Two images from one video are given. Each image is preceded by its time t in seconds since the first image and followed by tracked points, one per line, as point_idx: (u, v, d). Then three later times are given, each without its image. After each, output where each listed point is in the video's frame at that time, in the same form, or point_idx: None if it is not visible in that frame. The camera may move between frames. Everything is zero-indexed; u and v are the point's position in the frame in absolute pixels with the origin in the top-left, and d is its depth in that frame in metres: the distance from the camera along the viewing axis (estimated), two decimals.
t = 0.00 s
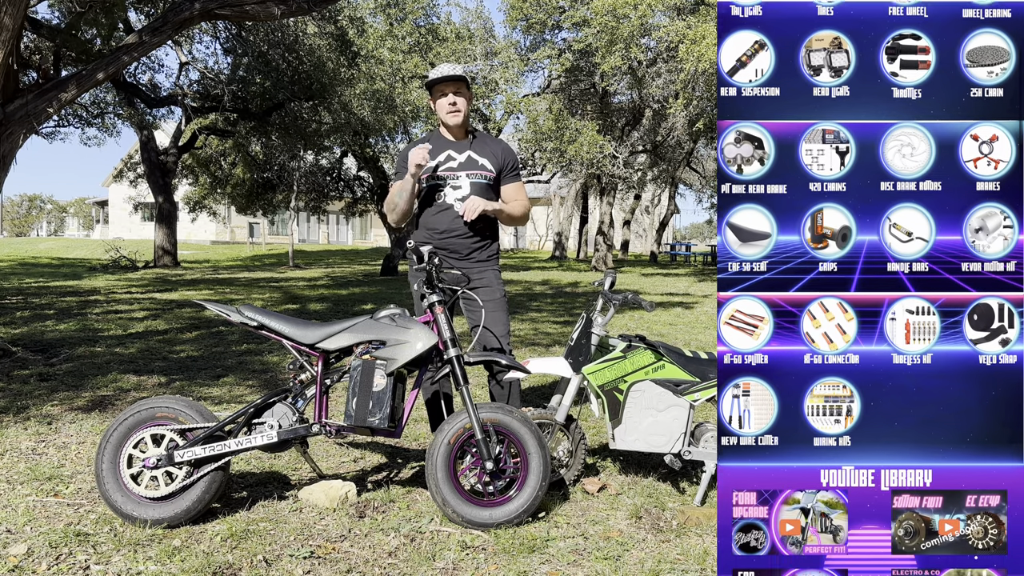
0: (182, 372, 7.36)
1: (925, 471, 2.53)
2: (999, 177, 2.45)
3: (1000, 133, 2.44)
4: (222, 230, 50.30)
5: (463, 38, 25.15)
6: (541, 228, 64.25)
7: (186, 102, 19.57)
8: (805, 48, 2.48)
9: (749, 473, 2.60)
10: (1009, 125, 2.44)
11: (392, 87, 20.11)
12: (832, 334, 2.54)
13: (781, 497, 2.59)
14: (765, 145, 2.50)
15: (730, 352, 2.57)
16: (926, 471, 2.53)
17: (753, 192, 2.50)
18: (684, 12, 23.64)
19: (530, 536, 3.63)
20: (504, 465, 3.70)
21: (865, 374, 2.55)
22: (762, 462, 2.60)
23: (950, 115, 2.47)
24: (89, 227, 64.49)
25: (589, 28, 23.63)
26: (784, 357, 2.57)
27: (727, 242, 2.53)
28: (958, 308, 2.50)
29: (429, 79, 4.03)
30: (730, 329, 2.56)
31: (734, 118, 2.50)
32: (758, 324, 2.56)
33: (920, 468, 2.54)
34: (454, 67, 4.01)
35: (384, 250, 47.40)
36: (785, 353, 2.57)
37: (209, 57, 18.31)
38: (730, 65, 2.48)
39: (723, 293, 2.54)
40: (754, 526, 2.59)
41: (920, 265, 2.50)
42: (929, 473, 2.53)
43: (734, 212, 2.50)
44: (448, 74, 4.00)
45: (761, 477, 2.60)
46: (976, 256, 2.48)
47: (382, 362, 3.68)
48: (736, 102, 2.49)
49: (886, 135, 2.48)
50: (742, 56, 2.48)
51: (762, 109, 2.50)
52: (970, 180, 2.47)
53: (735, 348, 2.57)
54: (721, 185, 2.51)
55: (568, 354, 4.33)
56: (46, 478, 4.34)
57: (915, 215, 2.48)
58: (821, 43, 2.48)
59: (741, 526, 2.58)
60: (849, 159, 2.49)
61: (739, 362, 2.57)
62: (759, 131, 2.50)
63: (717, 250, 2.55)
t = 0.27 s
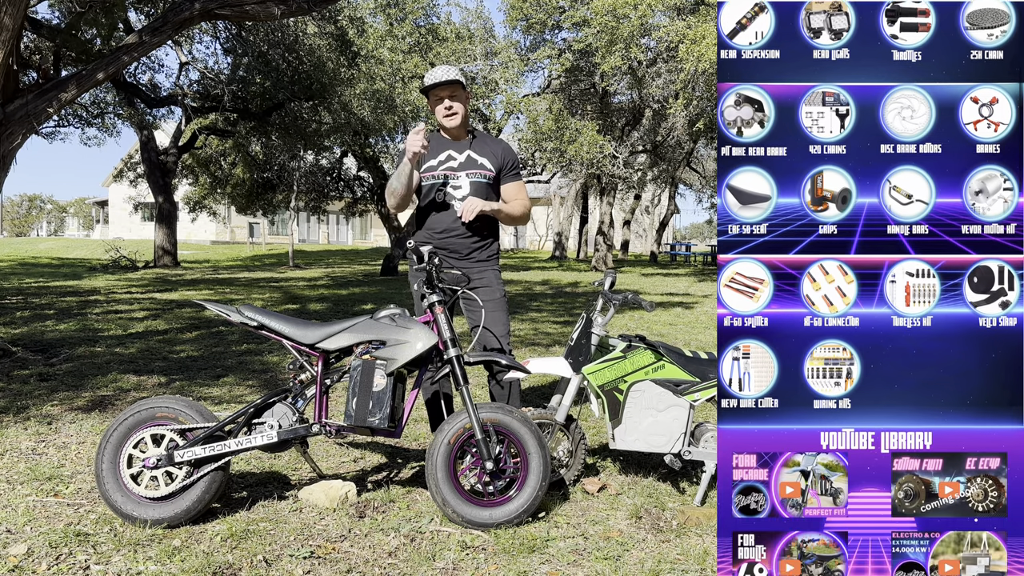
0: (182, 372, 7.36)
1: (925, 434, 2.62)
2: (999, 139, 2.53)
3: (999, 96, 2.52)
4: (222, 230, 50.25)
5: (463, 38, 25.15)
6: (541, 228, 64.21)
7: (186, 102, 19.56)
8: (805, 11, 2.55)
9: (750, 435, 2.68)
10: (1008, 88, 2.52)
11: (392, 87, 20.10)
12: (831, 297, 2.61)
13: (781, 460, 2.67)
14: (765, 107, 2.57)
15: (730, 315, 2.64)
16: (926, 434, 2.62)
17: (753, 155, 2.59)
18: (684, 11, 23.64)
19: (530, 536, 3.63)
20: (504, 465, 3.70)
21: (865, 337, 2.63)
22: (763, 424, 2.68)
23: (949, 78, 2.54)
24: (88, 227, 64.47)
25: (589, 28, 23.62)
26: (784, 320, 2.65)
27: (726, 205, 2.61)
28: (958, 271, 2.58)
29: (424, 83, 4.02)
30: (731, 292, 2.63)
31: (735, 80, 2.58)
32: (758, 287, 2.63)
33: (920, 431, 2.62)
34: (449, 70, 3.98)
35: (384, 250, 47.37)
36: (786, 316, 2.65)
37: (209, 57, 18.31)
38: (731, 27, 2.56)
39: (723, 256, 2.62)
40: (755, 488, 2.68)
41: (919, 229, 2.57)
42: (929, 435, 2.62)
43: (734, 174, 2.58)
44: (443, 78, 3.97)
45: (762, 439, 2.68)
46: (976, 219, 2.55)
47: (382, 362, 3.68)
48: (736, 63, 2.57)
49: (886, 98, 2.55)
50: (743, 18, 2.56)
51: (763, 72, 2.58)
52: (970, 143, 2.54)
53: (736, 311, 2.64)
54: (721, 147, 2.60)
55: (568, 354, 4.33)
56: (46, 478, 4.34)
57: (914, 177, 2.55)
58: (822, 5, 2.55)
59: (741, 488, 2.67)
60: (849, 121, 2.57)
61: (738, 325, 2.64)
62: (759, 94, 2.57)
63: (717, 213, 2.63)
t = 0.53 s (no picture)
0: (182, 372, 7.36)
1: (925, 402, 2.58)
2: (999, 108, 2.49)
3: (999, 64, 2.49)
4: (222, 230, 50.24)
5: (463, 39, 25.17)
6: (541, 228, 64.22)
7: (186, 102, 19.57)
8: None
9: (750, 404, 2.63)
10: (1008, 57, 2.49)
11: (392, 86, 20.08)
12: (831, 266, 2.56)
13: (781, 429, 2.63)
14: (765, 76, 2.54)
15: (730, 284, 2.59)
16: (926, 403, 2.58)
17: (753, 124, 2.55)
18: (684, 11, 23.63)
19: (530, 536, 3.63)
20: (504, 466, 3.70)
21: (865, 306, 2.57)
22: (763, 393, 2.63)
23: (950, 47, 2.51)
24: (88, 227, 64.50)
25: (589, 28, 23.61)
26: (784, 289, 2.59)
27: (726, 172, 2.56)
28: (958, 240, 2.53)
29: (426, 80, 4.03)
30: (731, 261, 2.58)
31: (734, 49, 2.54)
32: (758, 256, 2.59)
33: (920, 399, 2.58)
34: (450, 67, 4.01)
35: (384, 250, 47.41)
36: (786, 285, 2.59)
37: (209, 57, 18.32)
38: None
39: (724, 224, 2.57)
40: (755, 457, 2.64)
41: (919, 198, 2.53)
42: (929, 404, 2.57)
43: (734, 143, 2.54)
44: (445, 74, 3.99)
45: (762, 408, 2.64)
46: (976, 187, 2.51)
47: (382, 362, 3.68)
48: (735, 32, 2.53)
49: (886, 66, 2.52)
50: None
51: (763, 40, 2.54)
52: (970, 111, 2.50)
53: (735, 280, 2.59)
54: (721, 117, 2.56)
55: (568, 354, 4.33)
56: (46, 478, 4.34)
57: (915, 146, 2.52)
58: None
59: (741, 457, 2.64)
60: (849, 90, 2.54)
61: (739, 294, 2.59)
62: (759, 63, 2.54)
63: (717, 181, 2.59)
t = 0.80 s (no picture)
0: (182, 372, 7.36)
1: (925, 372, 2.52)
2: (999, 78, 2.46)
3: (999, 34, 2.45)
4: (222, 230, 50.25)
5: (463, 39, 25.19)
6: (541, 227, 64.24)
7: (186, 101, 19.58)
8: None
9: (750, 374, 2.57)
10: (1009, 26, 2.45)
11: (391, 86, 20.08)
12: (831, 236, 2.51)
13: (781, 399, 2.57)
14: (765, 46, 2.49)
15: (730, 255, 2.53)
16: (925, 372, 2.52)
17: (753, 94, 2.50)
18: (684, 11, 23.64)
19: (530, 536, 3.63)
20: (504, 466, 3.70)
21: (865, 276, 2.52)
22: (763, 363, 2.57)
23: (950, 17, 2.47)
24: (88, 227, 64.54)
25: (589, 28, 23.61)
26: (784, 259, 2.54)
27: (726, 143, 2.51)
28: (958, 210, 2.48)
29: (425, 81, 4.04)
30: (730, 231, 2.53)
31: (734, 19, 2.49)
32: (758, 226, 2.52)
33: (920, 369, 2.52)
34: (449, 67, 4.02)
35: (384, 250, 47.43)
36: (786, 254, 2.54)
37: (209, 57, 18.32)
38: None
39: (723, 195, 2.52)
40: (754, 428, 2.59)
41: (920, 167, 2.49)
42: (929, 374, 2.52)
43: (734, 113, 2.50)
44: (444, 74, 4.00)
45: (761, 378, 2.58)
46: (976, 157, 2.47)
47: (382, 362, 3.68)
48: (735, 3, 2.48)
49: (886, 36, 2.47)
50: None
51: (763, 10, 2.49)
52: (970, 82, 2.47)
53: (736, 250, 2.53)
54: (721, 87, 2.51)
55: (568, 354, 4.33)
56: (46, 478, 4.34)
57: (915, 116, 2.48)
58: None
59: (741, 427, 2.59)
60: (849, 60, 2.49)
61: (738, 264, 2.54)
62: (759, 33, 2.49)
63: (716, 152, 2.54)
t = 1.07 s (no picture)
0: (182, 372, 7.36)
1: (924, 340, 2.55)
2: (999, 46, 2.49)
3: (1000, 2, 2.49)
4: (222, 230, 50.22)
5: (463, 39, 25.21)
6: (541, 227, 64.21)
7: (186, 101, 19.58)
8: None
9: (749, 341, 2.60)
10: None
11: (392, 86, 20.08)
12: (832, 204, 2.54)
13: (781, 366, 2.60)
14: (765, 14, 2.54)
15: (730, 222, 2.57)
16: (926, 340, 2.55)
17: (753, 62, 2.55)
18: (684, 11, 23.64)
19: (530, 536, 3.63)
20: (504, 465, 3.70)
21: (865, 244, 2.55)
22: (763, 330, 2.60)
23: None
24: (89, 227, 64.61)
25: (589, 28, 23.61)
26: (784, 227, 2.56)
27: (727, 111, 2.55)
28: (958, 178, 2.51)
29: (424, 81, 4.04)
30: (731, 199, 2.57)
31: None
32: (758, 194, 2.56)
33: (920, 337, 2.55)
34: (448, 67, 4.02)
35: (384, 250, 47.41)
36: (786, 223, 2.56)
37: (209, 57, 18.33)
38: None
39: (723, 162, 2.55)
40: (755, 395, 2.63)
41: (920, 135, 2.51)
42: (928, 342, 2.55)
43: (734, 81, 2.54)
44: (443, 74, 4.01)
45: (762, 346, 2.61)
46: (976, 125, 2.50)
47: (382, 362, 3.68)
48: None
49: (886, 4, 2.51)
50: None
51: None
52: (970, 50, 2.50)
53: (736, 217, 2.56)
54: (721, 55, 2.55)
55: (568, 354, 4.33)
56: (46, 478, 4.34)
57: (915, 84, 2.51)
58: None
59: (741, 395, 2.62)
60: (849, 28, 2.53)
61: (739, 232, 2.57)
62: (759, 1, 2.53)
63: (717, 120, 2.58)
